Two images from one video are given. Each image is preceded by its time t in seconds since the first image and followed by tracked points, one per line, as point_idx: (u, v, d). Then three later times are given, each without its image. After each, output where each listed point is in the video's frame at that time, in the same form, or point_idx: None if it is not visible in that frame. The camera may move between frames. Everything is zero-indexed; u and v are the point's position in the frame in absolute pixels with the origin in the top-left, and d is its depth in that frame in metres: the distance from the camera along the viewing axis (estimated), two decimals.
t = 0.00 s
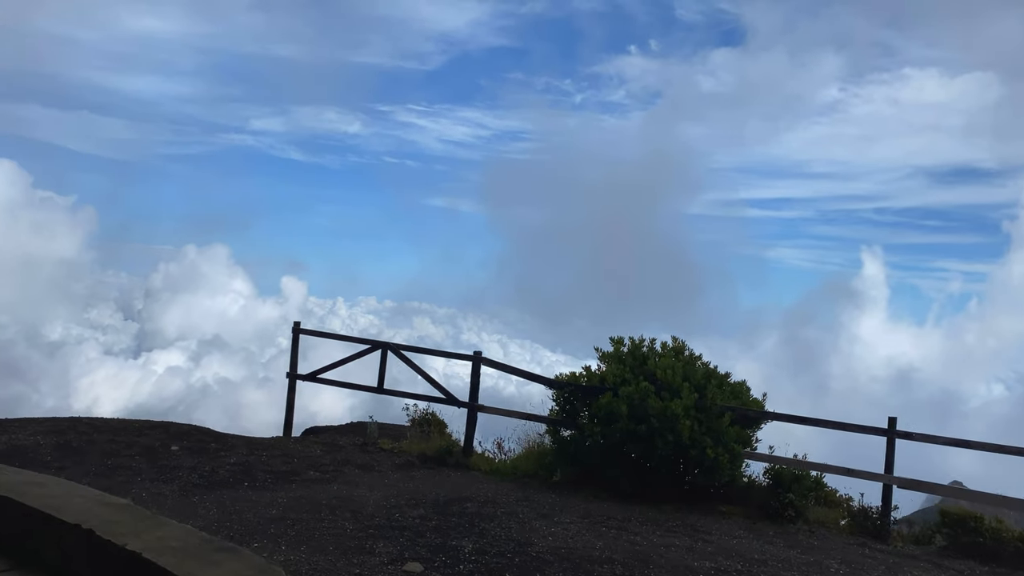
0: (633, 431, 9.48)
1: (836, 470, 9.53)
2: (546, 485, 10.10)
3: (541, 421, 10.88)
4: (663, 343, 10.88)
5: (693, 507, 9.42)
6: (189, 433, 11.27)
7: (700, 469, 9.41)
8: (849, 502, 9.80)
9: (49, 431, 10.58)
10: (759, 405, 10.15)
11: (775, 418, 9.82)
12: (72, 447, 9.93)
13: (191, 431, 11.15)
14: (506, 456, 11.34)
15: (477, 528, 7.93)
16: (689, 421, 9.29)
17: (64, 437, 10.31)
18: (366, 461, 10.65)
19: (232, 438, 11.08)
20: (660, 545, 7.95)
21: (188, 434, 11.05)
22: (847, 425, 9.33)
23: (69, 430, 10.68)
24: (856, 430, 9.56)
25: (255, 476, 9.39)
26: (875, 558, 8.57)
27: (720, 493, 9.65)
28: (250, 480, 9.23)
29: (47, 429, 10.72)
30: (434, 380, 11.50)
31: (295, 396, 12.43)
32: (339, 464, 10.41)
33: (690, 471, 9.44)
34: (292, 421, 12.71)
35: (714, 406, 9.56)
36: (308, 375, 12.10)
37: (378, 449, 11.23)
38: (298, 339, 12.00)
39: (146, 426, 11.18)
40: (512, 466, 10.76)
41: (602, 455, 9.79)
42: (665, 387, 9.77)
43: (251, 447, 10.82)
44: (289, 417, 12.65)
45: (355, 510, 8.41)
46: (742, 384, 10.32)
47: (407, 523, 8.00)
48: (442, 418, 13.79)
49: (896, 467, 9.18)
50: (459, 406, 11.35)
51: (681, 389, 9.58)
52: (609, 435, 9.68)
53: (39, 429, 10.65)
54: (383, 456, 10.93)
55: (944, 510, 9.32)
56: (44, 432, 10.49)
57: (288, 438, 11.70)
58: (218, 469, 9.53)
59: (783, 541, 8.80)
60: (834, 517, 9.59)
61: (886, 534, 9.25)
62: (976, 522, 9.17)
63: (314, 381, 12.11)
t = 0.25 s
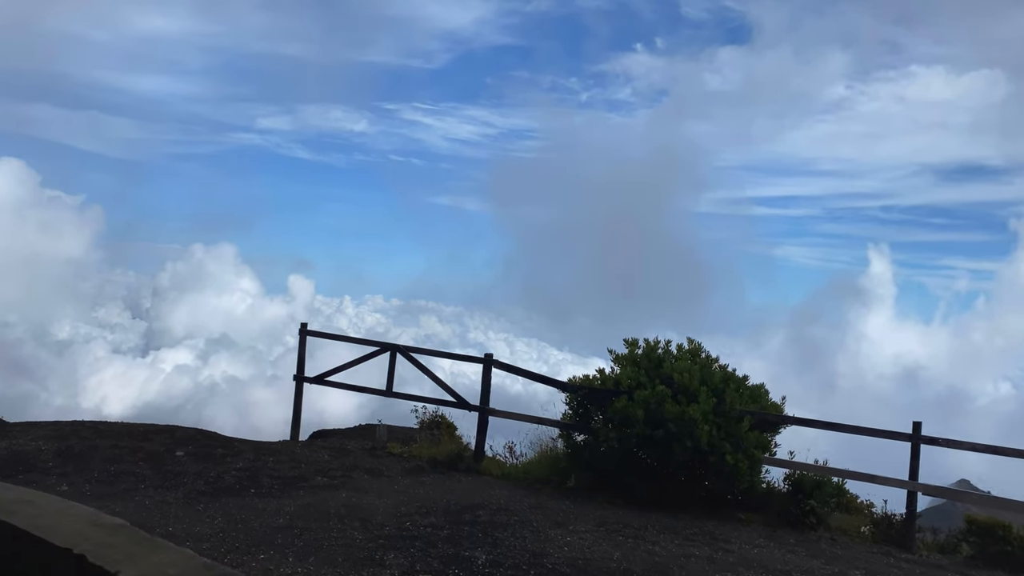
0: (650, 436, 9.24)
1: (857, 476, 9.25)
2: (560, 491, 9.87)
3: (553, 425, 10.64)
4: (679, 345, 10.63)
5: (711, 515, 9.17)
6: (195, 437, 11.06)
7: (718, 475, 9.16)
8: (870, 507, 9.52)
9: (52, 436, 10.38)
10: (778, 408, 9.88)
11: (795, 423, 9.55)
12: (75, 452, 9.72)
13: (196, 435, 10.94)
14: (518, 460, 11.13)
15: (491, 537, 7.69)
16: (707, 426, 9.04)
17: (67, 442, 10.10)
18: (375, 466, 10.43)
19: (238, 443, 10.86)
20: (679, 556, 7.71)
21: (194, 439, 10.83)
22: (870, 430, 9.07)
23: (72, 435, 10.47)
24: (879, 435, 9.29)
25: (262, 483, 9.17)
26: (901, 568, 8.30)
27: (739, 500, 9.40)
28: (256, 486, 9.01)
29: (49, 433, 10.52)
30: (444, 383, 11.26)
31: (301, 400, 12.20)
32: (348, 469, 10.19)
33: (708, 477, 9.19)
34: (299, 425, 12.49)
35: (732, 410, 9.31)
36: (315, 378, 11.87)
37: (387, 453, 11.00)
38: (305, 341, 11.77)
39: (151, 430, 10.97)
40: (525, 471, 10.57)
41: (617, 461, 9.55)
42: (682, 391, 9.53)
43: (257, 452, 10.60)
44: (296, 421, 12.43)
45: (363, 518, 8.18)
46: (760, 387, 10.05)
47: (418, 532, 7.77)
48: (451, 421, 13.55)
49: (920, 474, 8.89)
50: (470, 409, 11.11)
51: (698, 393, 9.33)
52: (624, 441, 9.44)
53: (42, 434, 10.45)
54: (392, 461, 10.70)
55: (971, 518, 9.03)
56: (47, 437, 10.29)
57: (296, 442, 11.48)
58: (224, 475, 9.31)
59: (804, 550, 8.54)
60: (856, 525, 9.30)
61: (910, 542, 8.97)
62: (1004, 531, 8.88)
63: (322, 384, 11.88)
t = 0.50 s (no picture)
0: (666, 441, 9.02)
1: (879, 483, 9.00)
2: (573, 498, 9.65)
3: (566, 430, 10.41)
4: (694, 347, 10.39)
5: (728, 522, 8.94)
6: (200, 441, 10.85)
7: (736, 482, 8.92)
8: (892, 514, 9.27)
9: (54, 440, 10.17)
10: (797, 412, 9.64)
11: (814, 428, 9.31)
12: (77, 457, 9.52)
13: (201, 440, 10.72)
14: (530, 465, 10.94)
15: (505, 546, 7.47)
16: (726, 431, 8.82)
17: (69, 446, 9.90)
18: (384, 471, 10.22)
19: (244, 447, 10.65)
20: (699, 565, 7.47)
21: (198, 443, 10.62)
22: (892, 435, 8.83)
23: (75, 439, 10.27)
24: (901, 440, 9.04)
25: (269, 489, 8.96)
26: None
27: (757, 507, 9.16)
28: (263, 492, 8.80)
29: (52, 437, 10.31)
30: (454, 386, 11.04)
31: (308, 403, 11.98)
32: (356, 474, 9.98)
33: (726, 484, 8.95)
34: (305, 429, 12.27)
35: (750, 415, 9.08)
36: (323, 381, 11.65)
37: (395, 458, 10.78)
38: (312, 343, 11.55)
39: (155, 434, 10.76)
40: (537, 477, 10.35)
41: (632, 467, 9.33)
42: (699, 395, 9.30)
43: (264, 456, 10.39)
44: (303, 424, 12.22)
45: (373, 525, 7.96)
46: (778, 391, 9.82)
47: (430, 540, 7.55)
48: (460, 425, 13.33)
49: (944, 481, 8.65)
50: (480, 413, 10.88)
51: (716, 397, 9.10)
52: (640, 446, 9.21)
53: (43, 438, 10.25)
54: (401, 465, 10.49)
55: (997, 526, 8.77)
56: (49, 441, 10.09)
57: (302, 446, 11.27)
58: (230, 481, 9.10)
59: (826, 558, 8.30)
60: (878, 532, 9.05)
61: (934, 551, 8.71)
62: None
63: (329, 387, 11.65)
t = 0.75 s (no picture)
0: (683, 447, 8.80)
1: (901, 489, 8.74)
2: (587, 505, 9.43)
3: (579, 435, 10.20)
4: (709, 351, 10.18)
5: (747, 530, 8.72)
6: (204, 446, 10.64)
7: (755, 489, 8.69)
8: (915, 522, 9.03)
9: (55, 445, 9.96)
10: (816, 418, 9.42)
11: (834, 433, 9.08)
12: (79, 463, 9.30)
13: (205, 445, 10.51)
14: (540, 470, 10.74)
15: (519, 556, 7.25)
16: (745, 437, 8.60)
17: (71, 452, 9.68)
18: (392, 477, 10.02)
19: (249, 452, 10.43)
20: None
21: (202, 448, 10.40)
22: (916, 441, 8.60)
23: (76, 444, 10.05)
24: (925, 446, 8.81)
25: (275, 496, 8.75)
26: None
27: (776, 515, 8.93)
28: (269, 500, 8.59)
29: (53, 443, 10.10)
30: (464, 390, 10.83)
31: (314, 408, 11.76)
32: (364, 480, 9.77)
33: (745, 491, 8.73)
34: (312, 433, 12.05)
35: (769, 420, 8.87)
36: (329, 384, 11.43)
37: (404, 463, 10.56)
38: (319, 346, 11.34)
39: (158, 439, 10.55)
40: (549, 483, 10.12)
41: (647, 474, 9.12)
42: (716, 400, 9.09)
43: (269, 462, 10.17)
44: (309, 428, 12.00)
45: (382, 534, 7.73)
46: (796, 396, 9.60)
47: (442, 550, 7.33)
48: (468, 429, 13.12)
49: (970, 487, 8.41)
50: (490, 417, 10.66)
51: (734, 403, 8.90)
52: (655, 452, 9.00)
53: (45, 443, 10.03)
54: (409, 471, 10.28)
55: None
56: (50, 446, 9.88)
57: (308, 452, 11.05)
58: (235, 488, 8.89)
59: (848, 568, 8.07)
60: (901, 541, 8.81)
61: (959, 559, 8.48)
62: None
63: (335, 391, 11.43)
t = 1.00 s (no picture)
0: (699, 454, 8.58)
1: (923, 498, 8.50)
2: (600, 513, 9.21)
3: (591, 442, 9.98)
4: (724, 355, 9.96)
5: (765, 540, 8.49)
6: (208, 453, 10.42)
7: (774, 497, 8.46)
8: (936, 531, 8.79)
9: (56, 452, 9.74)
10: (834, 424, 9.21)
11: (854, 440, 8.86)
12: (80, 471, 9.08)
13: (209, 452, 10.29)
14: (551, 477, 10.52)
15: (534, 569, 7.03)
16: (763, 445, 8.38)
17: (72, 459, 9.46)
18: (400, 484, 9.80)
19: (253, 459, 10.21)
20: None
21: (206, 455, 10.18)
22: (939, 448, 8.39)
23: (78, 451, 9.84)
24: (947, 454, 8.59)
25: (282, 506, 8.53)
26: None
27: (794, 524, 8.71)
28: (275, 509, 8.37)
29: (54, 450, 9.89)
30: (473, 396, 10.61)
31: (320, 413, 11.53)
32: (372, 488, 9.55)
33: (763, 500, 8.50)
34: (317, 439, 11.83)
35: (788, 427, 8.65)
36: (335, 389, 11.21)
37: (411, 470, 10.34)
38: (325, 350, 11.11)
39: (161, 446, 10.34)
40: (560, 491, 9.88)
41: (662, 482, 8.90)
42: (733, 406, 8.88)
43: (275, 469, 9.95)
44: (314, 434, 11.78)
45: (392, 546, 7.51)
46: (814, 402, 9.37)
47: (455, 562, 7.11)
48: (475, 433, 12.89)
49: (995, 496, 8.19)
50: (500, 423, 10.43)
51: (751, 409, 8.68)
52: (671, 460, 8.79)
53: (45, 450, 9.81)
54: (418, 478, 10.06)
55: None
56: (51, 454, 9.66)
57: (314, 458, 10.83)
58: (240, 496, 8.67)
59: None
60: (923, 550, 8.57)
61: (983, 569, 8.25)
62: None
63: (341, 396, 11.20)
